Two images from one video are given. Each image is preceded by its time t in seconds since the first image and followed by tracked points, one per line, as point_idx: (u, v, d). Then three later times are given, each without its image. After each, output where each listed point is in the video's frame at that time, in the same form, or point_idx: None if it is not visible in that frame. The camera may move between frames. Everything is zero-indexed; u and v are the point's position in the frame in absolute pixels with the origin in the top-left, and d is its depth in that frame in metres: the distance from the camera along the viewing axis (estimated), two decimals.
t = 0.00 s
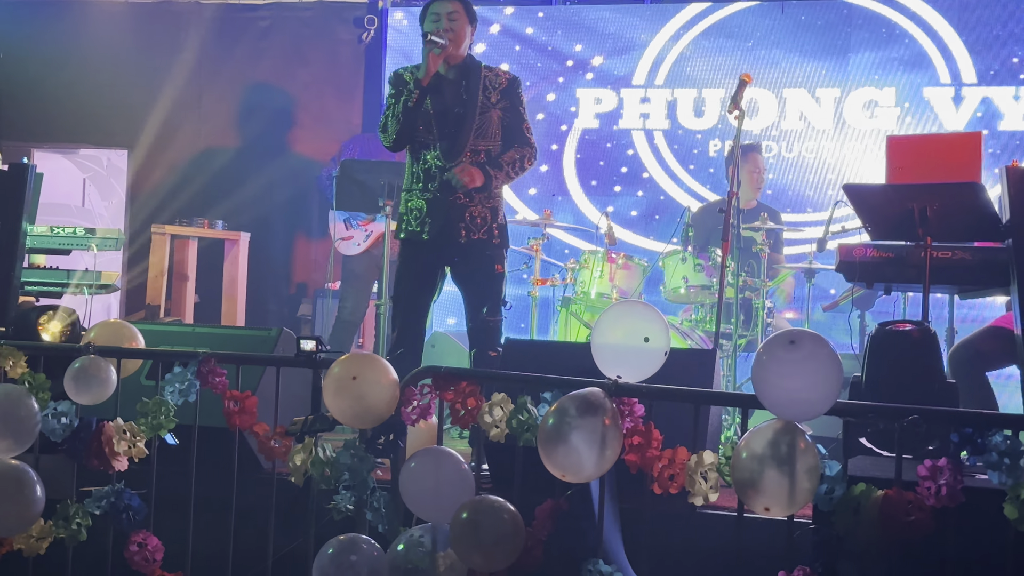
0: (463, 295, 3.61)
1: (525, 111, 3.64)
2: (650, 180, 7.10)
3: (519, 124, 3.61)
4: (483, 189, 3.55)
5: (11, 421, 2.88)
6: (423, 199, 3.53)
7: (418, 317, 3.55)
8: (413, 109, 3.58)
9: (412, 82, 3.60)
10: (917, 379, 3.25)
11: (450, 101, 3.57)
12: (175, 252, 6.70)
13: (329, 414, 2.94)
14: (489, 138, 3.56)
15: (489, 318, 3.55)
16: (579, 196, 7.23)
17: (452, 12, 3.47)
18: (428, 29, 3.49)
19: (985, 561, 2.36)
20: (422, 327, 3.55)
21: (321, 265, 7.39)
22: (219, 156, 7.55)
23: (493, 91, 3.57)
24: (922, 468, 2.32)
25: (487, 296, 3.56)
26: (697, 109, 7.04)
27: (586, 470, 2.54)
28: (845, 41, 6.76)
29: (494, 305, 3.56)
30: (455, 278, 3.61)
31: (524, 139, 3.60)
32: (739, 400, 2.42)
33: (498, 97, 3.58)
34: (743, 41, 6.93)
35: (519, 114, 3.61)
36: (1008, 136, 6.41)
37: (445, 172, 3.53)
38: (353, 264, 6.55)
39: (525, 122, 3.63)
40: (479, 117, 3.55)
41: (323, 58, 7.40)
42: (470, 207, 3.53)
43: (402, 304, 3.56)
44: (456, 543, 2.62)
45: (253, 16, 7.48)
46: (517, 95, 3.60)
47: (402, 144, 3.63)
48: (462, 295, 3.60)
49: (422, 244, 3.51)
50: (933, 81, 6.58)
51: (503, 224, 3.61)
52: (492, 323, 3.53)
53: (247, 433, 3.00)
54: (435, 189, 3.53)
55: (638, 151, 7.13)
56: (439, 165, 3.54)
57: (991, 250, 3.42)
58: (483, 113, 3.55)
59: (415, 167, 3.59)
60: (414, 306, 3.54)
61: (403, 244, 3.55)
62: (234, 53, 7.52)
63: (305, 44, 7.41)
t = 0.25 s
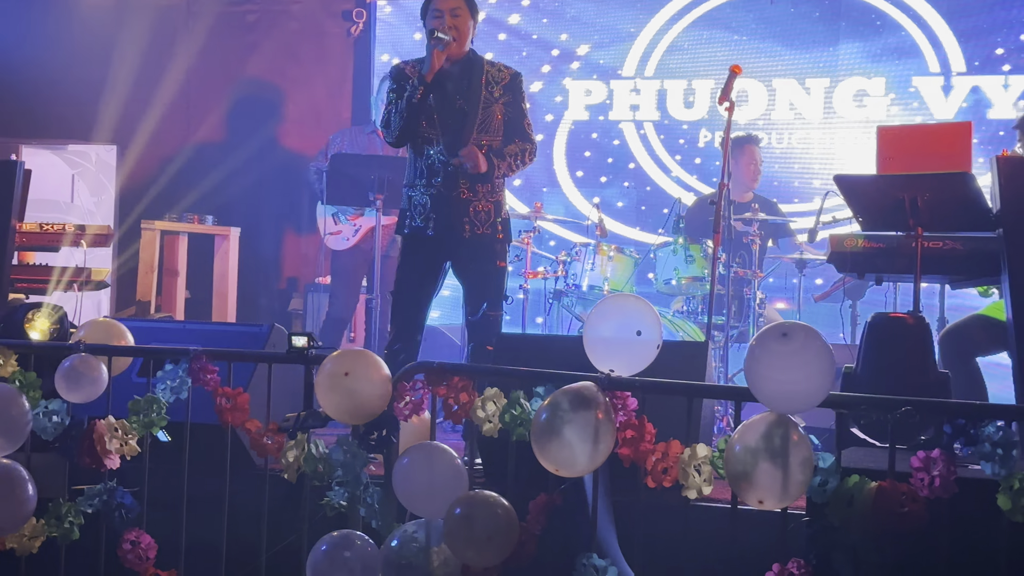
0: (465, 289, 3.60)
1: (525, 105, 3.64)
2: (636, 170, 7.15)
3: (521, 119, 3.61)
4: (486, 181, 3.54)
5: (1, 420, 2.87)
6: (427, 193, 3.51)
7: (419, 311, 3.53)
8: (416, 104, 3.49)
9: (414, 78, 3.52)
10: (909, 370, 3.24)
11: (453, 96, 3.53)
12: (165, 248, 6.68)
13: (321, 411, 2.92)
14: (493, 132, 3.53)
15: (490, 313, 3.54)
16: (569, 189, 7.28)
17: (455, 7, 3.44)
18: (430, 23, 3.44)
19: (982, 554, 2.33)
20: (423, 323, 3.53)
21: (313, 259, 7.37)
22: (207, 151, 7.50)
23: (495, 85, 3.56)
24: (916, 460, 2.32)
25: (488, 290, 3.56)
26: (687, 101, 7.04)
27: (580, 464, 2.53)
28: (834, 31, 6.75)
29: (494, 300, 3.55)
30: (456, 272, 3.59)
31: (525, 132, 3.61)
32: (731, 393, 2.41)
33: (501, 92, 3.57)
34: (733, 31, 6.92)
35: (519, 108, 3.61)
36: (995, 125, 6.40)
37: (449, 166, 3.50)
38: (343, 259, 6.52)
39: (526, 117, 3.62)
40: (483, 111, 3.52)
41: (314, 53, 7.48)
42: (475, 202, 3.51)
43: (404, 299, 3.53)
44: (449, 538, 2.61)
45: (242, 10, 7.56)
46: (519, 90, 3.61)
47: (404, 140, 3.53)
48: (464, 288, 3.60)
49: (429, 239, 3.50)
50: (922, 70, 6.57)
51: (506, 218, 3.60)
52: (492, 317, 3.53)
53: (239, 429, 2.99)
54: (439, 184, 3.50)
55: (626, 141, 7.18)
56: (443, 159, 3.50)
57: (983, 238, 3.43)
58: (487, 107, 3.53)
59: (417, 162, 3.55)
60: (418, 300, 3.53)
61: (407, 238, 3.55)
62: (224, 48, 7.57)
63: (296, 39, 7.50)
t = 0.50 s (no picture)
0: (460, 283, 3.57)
1: (523, 100, 3.58)
2: (620, 160, 7.10)
3: (517, 114, 3.56)
4: (480, 175, 3.52)
5: None
6: (421, 185, 3.50)
7: (414, 307, 3.50)
8: (413, 100, 3.55)
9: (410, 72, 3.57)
10: (896, 361, 3.24)
11: (448, 91, 3.54)
12: (149, 243, 6.63)
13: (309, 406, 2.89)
14: (488, 126, 3.51)
15: (484, 307, 3.51)
16: (557, 180, 7.23)
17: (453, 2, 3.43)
18: (428, 19, 3.47)
19: (972, 544, 2.32)
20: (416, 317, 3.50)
21: (300, 252, 7.32)
22: (189, 144, 7.40)
23: (492, 80, 3.52)
24: (905, 450, 2.28)
25: (481, 284, 3.54)
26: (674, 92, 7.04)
27: (569, 456, 2.51)
28: (820, 20, 6.73)
29: (487, 295, 3.52)
30: (451, 266, 3.57)
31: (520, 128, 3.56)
32: (720, 386, 2.39)
33: (497, 87, 3.53)
34: (719, 21, 6.90)
35: (516, 106, 3.56)
36: (977, 113, 6.46)
37: (443, 159, 3.49)
38: (330, 253, 6.50)
39: (523, 112, 3.57)
40: (478, 105, 3.51)
41: (299, 46, 7.33)
42: (471, 195, 3.49)
43: (398, 293, 3.50)
44: (440, 532, 2.59)
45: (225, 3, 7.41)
46: (516, 85, 3.55)
47: (400, 134, 3.60)
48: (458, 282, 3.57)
49: (423, 233, 3.49)
50: (909, 58, 6.56)
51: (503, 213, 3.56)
52: (485, 312, 3.50)
53: (228, 425, 2.99)
54: (433, 176, 3.49)
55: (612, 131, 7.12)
56: (438, 153, 3.49)
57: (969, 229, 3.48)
58: (484, 101, 3.51)
59: (411, 155, 3.54)
60: (410, 295, 3.49)
61: (401, 233, 3.52)
62: (208, 41, 7.42)
63: (281, 30, 7.34)
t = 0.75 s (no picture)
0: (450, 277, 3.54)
1: (516, 96, 3.56)
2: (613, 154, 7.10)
3: (510, 109, 3.54)
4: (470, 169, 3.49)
5: None
6: (411, 179, 3.46)
7: (404, 303, 3.48)
8: (403, 94, 3.52)
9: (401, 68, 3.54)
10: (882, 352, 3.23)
11: (440, 85, 3.50)
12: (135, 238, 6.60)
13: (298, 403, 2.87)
14: (479, 121, 3.49)
15: (473, 302, 3.49)
16: (543, 172, 7.20)
17: None
18: (420, 15, 3.46)
19: (962, 537, 2.30)
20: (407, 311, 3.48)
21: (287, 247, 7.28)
22: (176, 139, 7.37)
23: (484, 76, 3.50)
24: (894, 443, 2.25)
25: (470, 278, 3.51)
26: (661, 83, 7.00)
27: (557, 450, 2.49)
28: (805, 12, 6.71)
29: (476, 291, 3.50)
30: (443, 262, 3.53)
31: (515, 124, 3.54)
32: (711, 378, 2.35)
33: (490, 82, 3.51)
34: (704, 13, 6.87)
35: (511, 100, 3.54)
36: (964, 104, 6.45)
37: (433, 152, 3.46)
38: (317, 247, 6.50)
39: (517, 108, 3.55)
40: (470, 100, 3.49)
41: (284, 40, 7.33)
42: (460, 188, 3.46)
43: (389, 288, 3.46)
44: (428, 528, 2.57)
45: None
46: (510, 80, 3.53)
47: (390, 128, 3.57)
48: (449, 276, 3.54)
49: (412, 227, 3.46)
50: (894, 49, 6.56)
51: (493, 206, 3.55)
52: (474, 306, 3.48)
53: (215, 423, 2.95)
54: (422, 170, 3.46)
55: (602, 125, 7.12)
56: (428, 146, 3.46)
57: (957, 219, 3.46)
58: (475, 95, 3.49)
59: (401, 148, 3.51)
60: (400, 290, 3.46)
61: (393, 227, 3.48)
62: (192, 35, 7.35)
63: (266, 25, 7.32)
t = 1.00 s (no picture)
0: (440, 274, 3.53)
1: (507, 93, 3.57)
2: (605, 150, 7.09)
3: (500, 106, 3.55)
4: (459, 165, 3.49)
5: None
6: (399, 173, 3.44)
7: (393, 299, 3.45)
8: (393, 85, 3.47)
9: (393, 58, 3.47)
10: (870, 347, 3.23)
11: (430, 80, 3.48)
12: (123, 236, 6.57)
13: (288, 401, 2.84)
14: (469, 117, 3.49)
15: (463, 299, 3.48)
16: (532, 166, 7.19)
17: None
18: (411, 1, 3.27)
19: (954, 532, 2.29)
20: (396, 308, 3.45)
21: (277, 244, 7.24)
22: (164, 137, 7.32)
23: (475, 71, 3.50)
24: (886, 438, 2.25)
25: (459, 275, 3.50)
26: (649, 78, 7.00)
27: (548, 447, 2.45)
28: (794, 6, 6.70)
29: (465, 288, 3.49)
30: (432, 258, 3.51)
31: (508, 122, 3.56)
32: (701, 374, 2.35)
33: (480, 78, 3.51)
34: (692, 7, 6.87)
35: (500, 95, 3.55)
36: (962, 96, 6.43)
37: (421, 148, 3.43)
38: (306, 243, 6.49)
39: (506, 105, 3.56)
40: (460, 96, 3.47)
41: (272, 35, 7.32)
42: (448, 185, 3.45)
43: (378, 284, 3.45)
44: (421, 525, 2.55)
45: None
46: (501, 77, 3.53)
47: (379, 118, 3.51)
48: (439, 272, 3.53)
49: (398, 222, 3.43)
50: (884, 42, 6.55)
51: (481, 202, 3.54)
52: (464, 303, 3.47)
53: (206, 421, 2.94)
54: (411, 165, 3.44)
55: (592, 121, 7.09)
56: (416, 141, 3.44)
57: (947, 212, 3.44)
58: (465, 90, 3.48)
59: (391, 142, 3.49)
60: (389, 288, 3.44)
61: (380, 221, 3.48)
62: (179, 31, 7.33)
63: (253, 22, 7.31)
